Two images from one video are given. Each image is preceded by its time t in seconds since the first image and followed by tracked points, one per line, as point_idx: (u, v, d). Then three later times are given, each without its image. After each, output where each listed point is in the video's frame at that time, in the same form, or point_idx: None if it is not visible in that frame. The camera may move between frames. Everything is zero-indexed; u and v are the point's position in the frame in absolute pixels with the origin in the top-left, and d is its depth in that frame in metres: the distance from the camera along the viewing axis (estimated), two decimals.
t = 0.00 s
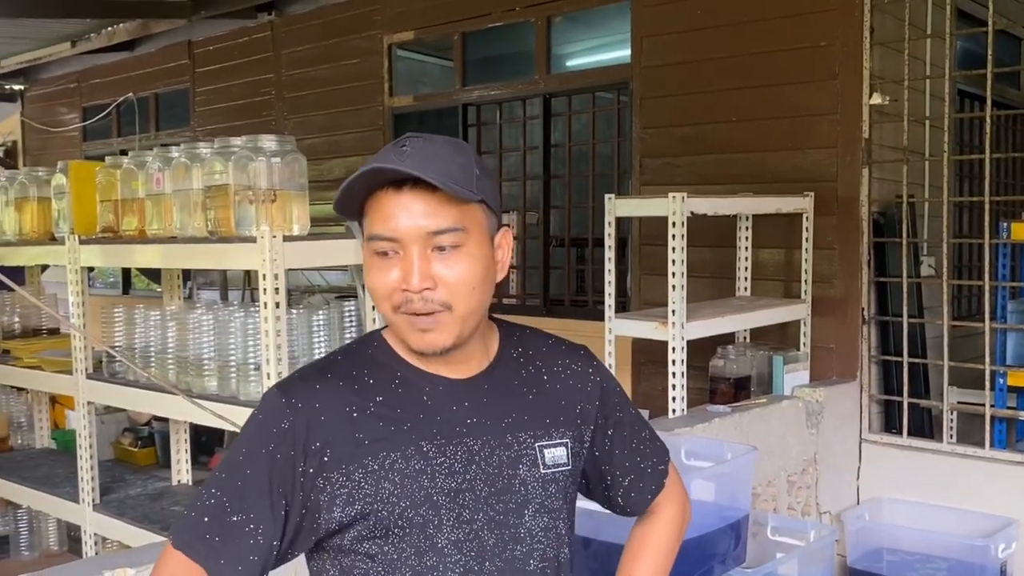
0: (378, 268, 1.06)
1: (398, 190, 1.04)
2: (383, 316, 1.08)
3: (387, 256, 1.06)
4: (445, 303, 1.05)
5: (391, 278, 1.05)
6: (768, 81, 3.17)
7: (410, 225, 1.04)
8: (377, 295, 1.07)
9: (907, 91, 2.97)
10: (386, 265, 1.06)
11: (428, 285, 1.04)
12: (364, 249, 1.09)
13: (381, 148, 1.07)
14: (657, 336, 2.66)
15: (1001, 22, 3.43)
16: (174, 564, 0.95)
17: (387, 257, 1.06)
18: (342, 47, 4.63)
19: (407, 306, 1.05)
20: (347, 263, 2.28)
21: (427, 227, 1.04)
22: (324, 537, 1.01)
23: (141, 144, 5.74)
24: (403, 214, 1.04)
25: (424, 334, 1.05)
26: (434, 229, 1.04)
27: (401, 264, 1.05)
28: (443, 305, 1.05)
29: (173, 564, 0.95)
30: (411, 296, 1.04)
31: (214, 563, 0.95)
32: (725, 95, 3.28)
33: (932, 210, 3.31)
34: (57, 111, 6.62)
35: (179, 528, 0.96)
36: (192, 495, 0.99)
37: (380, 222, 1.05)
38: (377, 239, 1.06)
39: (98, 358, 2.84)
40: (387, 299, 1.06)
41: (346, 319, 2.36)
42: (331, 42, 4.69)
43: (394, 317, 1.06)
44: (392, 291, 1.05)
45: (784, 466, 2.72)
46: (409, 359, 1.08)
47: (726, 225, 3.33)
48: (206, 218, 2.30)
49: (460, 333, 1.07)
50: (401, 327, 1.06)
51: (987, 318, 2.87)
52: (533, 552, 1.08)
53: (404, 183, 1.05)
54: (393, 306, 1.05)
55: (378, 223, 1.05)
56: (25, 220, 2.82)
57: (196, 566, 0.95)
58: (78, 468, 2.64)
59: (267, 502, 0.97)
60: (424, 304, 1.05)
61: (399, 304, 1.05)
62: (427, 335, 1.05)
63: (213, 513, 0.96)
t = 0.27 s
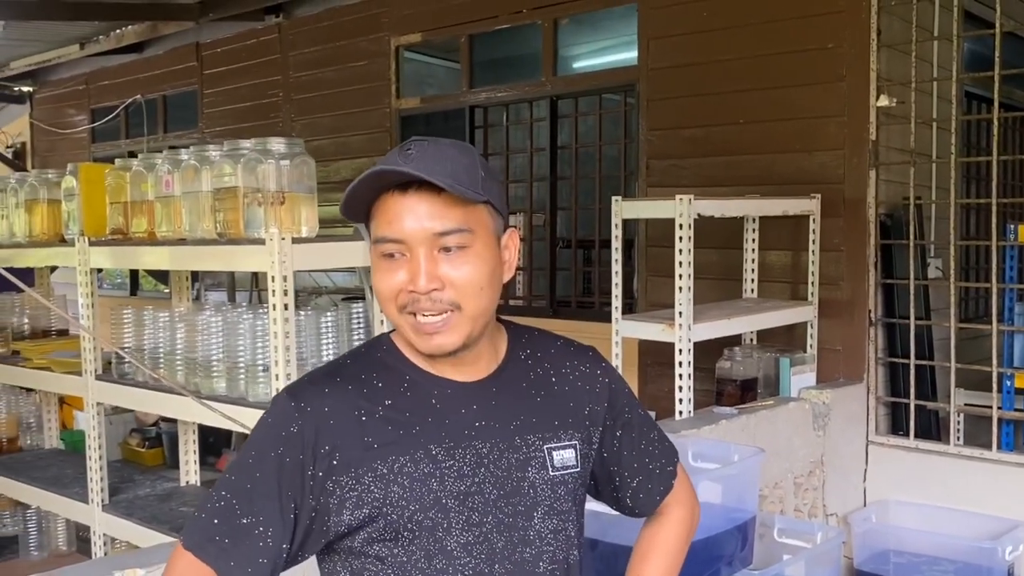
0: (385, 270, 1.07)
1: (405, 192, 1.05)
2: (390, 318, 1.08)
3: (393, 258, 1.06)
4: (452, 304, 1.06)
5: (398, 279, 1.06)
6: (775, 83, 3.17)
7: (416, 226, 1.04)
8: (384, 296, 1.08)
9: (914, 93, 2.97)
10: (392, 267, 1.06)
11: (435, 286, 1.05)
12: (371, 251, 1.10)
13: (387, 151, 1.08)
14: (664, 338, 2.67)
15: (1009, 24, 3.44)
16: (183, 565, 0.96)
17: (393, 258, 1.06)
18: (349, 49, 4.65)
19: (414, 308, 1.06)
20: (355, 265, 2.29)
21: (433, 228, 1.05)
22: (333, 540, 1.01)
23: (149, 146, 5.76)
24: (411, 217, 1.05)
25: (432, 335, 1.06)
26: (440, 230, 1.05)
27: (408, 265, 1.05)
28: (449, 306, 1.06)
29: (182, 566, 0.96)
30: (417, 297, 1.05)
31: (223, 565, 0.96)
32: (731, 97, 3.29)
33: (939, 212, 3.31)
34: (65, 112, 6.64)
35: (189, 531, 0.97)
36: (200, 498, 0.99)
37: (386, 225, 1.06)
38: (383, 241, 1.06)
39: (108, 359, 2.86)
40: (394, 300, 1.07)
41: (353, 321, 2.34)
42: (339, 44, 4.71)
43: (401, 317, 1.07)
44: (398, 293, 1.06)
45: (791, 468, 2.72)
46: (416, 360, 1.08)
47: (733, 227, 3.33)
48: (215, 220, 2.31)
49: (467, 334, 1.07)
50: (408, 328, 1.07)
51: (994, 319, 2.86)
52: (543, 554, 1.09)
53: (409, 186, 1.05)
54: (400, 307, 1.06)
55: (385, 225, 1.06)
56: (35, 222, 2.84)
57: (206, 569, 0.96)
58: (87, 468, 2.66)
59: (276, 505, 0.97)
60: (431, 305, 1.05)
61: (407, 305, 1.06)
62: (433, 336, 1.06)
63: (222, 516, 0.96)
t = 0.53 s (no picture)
0: (407, 264, 1.08)
1: (428, 185, 1.06)
2: (408, 313, 1.09)
3: (415, 252, 1.07)
4: (476, 297, 1.08)
5: (422, 272, 1.07)
6: (780, 84, 3.17)
7: (442, 219, 1.06)
8: (404, 291, 1.08)
9: (920, 94, 2.97)
10: (414, 261, 1.07)
11: (460, 279, 1.06)
12: (386, 247, 1.10)
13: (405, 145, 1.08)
14: (670, 339, 2.66)
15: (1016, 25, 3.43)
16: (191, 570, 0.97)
17: (415, 252, 1.07)
18: (355, 51, 4.65)
19: (437, 301, 1.07)
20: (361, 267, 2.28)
21: (458, 222, 1.06)
22: (341, 545, 1.02)
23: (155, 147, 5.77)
24: (436, 209, 1.06)
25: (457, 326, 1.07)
26: (465, 224, 1.07)
27: (432, 259, 1.07)
28: (473, 299, 1.07)
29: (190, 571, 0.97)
30: (442, 290, 1.06)
31: (231, 571, 0.96)
32: (737, 98, 3.29)
33: (945, 213, 3.30)
34: (72, 114, 6.66)
35: (195, 538, 0.97)
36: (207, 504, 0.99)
37: (408, 218, 1.07)
38: (407, 235, 1.07)
39: (115, 360, 2.86)
40: (417, 293, 1.07)
41: (360, 323, 2.36)
42: (345, 46, 4.71)
43: (424, 310, 1.07)
44: (421, 286, 1.07)
45: (797, 469, 2.71)
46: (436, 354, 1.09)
47: (739, 229, 3.33)
48: (222, 222, 2.31)
49: (487, 327, 1.09)
50: (430, 322, 1.08)
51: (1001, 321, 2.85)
52: (551, 556, 1.09)
53: (432, 180, 1.06)
54: (423, 300, 1.07)
55: (409, 219, 1.07)
56: (43, 223, 2.85)
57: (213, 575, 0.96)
58: (94, 469, 2.66)
59: (283, 511, 0.97)
60: (455, 298, 1.07)
61: (431, 298, 1.07)
62: (457, 329, 1.07)
63: (228, 522, 0.97)
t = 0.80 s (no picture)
0: (428, 254, 1.09)
1: (450, 176, 1.10)
2: (429, 302, 1.10)
3: (436, 241, 1.09)
4: (498, 283, 1.10)
5: (445, 259, 1.09)
6: (785, 85, 3.17)
7: (465, 207, 1.09)
8: (425, 280, 1.09)
9: (925, 95, 2.96)
10: (436, 250, 1.09)
11: (484, 263, 1.09)
12: (402, 241, 1.12)
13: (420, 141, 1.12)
14: (675, 340, 2.66)
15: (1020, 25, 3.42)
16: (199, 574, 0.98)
17: (438, 240, 1.09)
18: (359, 52, 4.66)
19: (461, 287, 1.09)
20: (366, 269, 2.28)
21: (479, 209, 1.10)
22: (350, 547, 1.03)
23: (160, 149, 5.78)
24: (460, 198, 1.09)
25: (482, 310, 1.10)
26: (486, 212, 1.10)
27: (455, 246, 1.09)
28: (496, 285, 1.10)
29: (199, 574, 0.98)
30: (466, 276, 1.08)
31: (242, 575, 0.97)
32: (741, 99, 3.29)
33: (950, 214, 3.30)
34: (77, 115, 6.68)
35: (205, 542, 0.98)
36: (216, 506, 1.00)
37: (430, 206, 1.09)
38: (429, 223, 1.09)
39: (120, 361, 2.87)
40: (440, 280, 1.09)
41: (365, 324, 2.34)
42: (349, 47, 4.72)
43: (448, 297, 1.09)
44: (444, 274, 1.09)
45: (802, 471, 2.71)
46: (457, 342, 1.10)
47: (743, 230, 3.33)
48: (227, 223, 2.32)
49: (506, 316, 1.11)
50: (453, 309, 1.09)
51: (1006, 322, 2.85)
52: (559, 556, 1.10)
53: (454, 170, 1.10)
54: (446, 287, 1.09)
55: (432, 207, 1.09)
56: (48, 225, 2.85)
57: None
58: (100, 470, 2.67)
59: (295, 514, 0.98)
60: (480, 283, 1.09)
61: (455, 283, 1.09)
62: (482, 312, 1.09)
63: (239, 528, 0.97)
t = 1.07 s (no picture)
0: (436, 250, 1.09)
1: (459, 174, 1.12)
2: (436, 299, 1.10)
3: (445, 237, 1.10)
4: (505, 281, 1.11)
5: (455, 255, 1.09)
6: (788, 86, 3.17)
7: (475, 203, 1.10)
8: (434, 276, 1.09)
9: (927, 95, 2.96)
10: (445, 246, 1.10)
11: (494, 260, 1.10)
12: (408, 238, 1.12)
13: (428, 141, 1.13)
14: (677, 341, 2.67)
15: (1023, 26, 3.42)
16: None
17: (446, 237, 1.10)
18: (362, 54, 4.67)
19: (470, 283, 1.09)
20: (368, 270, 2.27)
21: (489, 207, 1.11)
22: (351, 557, 1.02)
23: (163, 150, 5.79)
24: (469, 196, 1.11)
25: (490, 306, 1.10)
26: (495, 210, 1.12)
27: (464, 242, 1.10)
28: (504, 283, 1.11)
29: None
30: (476, 271, 1.09)
31: None
32: (743, 100, 3.29)
33: (953, 215, 3.30)
34: (81, 118, 6.69)
35: (204, 553, 0.98)
36: (213, 515, 1.00)
37: (440, 202, 1.10)
38: (437, 220, 1.10)
39: (124, 363, 2.88)
40: (449, 276, 1.09)
41: (368, 325, 2.33)
42: (352, 49, 4.72)
43: (456, 293, 1.09)
44: (454, 269, 1.09)
45: (804, 471, 2.71)
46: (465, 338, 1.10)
47: (746, 231, 3.33)
48: (231, 224, 2.32)
49: (512, 315, 1.12)
50: (460, 305, 1.09)
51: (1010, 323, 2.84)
52: (560, 556, 1.12)
53: (463, 169, 1.12)
54: (455, 283, 1.09)
55: (442, 204, 1.10)
56: (52, 227, 2.86)
57: None
58: (104, 471, 2.67)
59: (297, 523, 0.98)
60: (489, 279, 1.09)
61: (464, 279, 1.09)
62: (491, 308, 1.10)
63: (238, 538, 0.98)
